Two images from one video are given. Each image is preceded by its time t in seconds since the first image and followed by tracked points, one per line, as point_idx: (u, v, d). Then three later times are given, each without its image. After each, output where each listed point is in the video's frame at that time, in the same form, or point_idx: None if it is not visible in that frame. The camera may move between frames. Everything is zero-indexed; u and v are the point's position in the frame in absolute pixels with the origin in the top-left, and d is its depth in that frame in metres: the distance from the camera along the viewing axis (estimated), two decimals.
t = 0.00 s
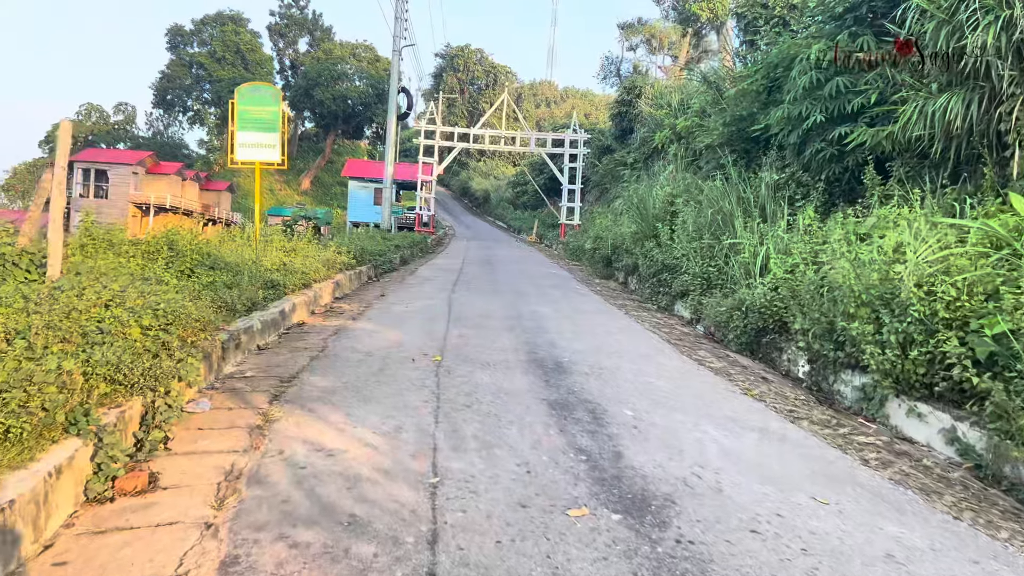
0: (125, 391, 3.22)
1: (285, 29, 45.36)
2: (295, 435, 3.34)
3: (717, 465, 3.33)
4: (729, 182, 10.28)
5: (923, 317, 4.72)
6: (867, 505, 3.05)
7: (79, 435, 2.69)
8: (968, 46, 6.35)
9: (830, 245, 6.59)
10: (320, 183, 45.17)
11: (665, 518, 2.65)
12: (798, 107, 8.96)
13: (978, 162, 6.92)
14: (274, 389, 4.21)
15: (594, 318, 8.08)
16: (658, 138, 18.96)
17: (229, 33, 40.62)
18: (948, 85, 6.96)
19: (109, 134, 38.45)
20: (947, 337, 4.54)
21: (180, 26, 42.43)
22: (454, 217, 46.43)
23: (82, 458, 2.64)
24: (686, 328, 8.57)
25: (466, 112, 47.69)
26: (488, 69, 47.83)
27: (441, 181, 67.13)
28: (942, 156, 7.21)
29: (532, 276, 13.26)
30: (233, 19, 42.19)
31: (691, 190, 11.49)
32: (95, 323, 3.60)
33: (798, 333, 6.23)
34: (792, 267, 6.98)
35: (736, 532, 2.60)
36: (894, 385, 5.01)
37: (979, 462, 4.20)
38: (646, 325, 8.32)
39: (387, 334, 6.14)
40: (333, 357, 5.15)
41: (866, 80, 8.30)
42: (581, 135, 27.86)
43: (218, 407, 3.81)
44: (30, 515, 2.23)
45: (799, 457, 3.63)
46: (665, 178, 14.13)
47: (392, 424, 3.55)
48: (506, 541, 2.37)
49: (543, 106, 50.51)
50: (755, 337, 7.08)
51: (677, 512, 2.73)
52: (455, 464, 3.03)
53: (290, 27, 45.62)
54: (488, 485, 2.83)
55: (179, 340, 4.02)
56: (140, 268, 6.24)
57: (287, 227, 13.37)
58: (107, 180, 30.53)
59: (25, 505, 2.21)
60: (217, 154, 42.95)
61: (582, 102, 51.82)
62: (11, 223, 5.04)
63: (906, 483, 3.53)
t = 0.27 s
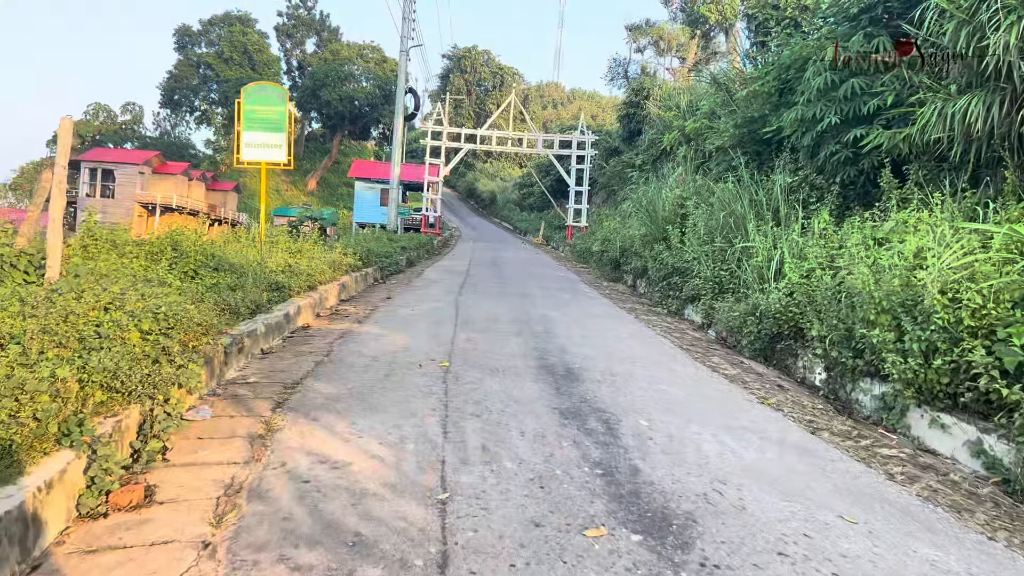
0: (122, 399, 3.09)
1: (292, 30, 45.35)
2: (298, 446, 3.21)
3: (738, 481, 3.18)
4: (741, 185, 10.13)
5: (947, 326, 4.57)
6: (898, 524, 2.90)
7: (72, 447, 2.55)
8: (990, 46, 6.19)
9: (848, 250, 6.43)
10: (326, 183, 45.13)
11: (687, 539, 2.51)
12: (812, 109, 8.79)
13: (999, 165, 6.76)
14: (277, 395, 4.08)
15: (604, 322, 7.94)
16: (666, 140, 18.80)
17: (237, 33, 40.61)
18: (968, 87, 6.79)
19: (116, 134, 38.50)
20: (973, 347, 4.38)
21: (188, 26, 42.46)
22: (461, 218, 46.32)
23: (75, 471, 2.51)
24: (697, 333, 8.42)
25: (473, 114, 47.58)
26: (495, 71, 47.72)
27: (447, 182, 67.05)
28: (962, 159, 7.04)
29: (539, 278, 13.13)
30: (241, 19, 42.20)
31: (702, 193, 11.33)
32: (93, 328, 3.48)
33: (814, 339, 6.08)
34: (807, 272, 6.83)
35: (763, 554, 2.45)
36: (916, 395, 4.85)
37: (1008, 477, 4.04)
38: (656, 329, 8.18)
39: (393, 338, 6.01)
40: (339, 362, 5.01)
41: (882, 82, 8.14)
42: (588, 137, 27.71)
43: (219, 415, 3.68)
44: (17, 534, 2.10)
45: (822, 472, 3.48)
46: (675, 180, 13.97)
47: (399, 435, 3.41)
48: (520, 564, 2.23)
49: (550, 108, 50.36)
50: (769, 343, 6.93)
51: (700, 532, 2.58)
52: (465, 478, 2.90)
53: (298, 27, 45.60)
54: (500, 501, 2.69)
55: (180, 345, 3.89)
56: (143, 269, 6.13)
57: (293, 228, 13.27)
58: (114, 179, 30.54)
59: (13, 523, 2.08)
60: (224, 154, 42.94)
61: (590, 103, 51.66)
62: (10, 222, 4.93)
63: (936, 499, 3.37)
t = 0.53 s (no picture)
0: (109, 405, 2.94)
1: (298, 30, 45.28)
2: (294, 454, 3.05)
3: (758, 493, 3.02)
4: (751, 184, 9.95)
5: (971, 330, 4.39)
6: (930, 541, 2.73)
7: (51, 457, 2.40)
8: (1011, 40, 6.00)
9: (864, 251, 6.25)
10: (331, 183, 45.05)
11: (707, 558, 2.35)
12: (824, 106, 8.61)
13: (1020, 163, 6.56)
14: (274, 400, 3.92)
15: (612, 324, 7.78)
16: (673, 139, 18.62)
17: (242, 32, 40.56)
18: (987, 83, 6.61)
19: (122, 133, 38.51)
20: (1000, 352, 4.19)
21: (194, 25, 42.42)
22: (465, 218, 46.16)
23: (54, 483, 2.36)
24: (707, 335, 8.25)
25: (478, 114, 47.47)
26: (500, 71, 47.56)
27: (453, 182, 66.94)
28: (981, 157, 6.85)
29: (546, 278, 12.96)
30: (246, 19, 42.13)
31: (710, 193, 11.15)
32: (81, 330, 3.33)
33: (829, 342, 5.90)
34: (821, 273, 6.65)
35: (789, 574, 2.29)
36: (937, 401, 4.67)
37: None
38: (664, 331, 8.01)
39: (397, 340, 5.85)
40: (340, 365, 4.86)
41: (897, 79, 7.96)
42: (594, 136, 27.54)
43: (213, 420, 3.52)
44: None
45: (845, 483, 3.31)
46: (682, 180, 13.79)
47: (399, 443, 3.25)
48: None
49: (556, 108, 50.18)
50: (782, 345, 6.76)
51: (720, 551, 2.42)
52: (469, 490, 2.74)
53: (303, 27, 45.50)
54: (507, 516, 2.53)
55: (173, 347, 3.74)
56: (140, 269, 5.99)
57: (296, 227, 13.13)
58: (119, 178, 30.49)
59: None
60: (229, 154, 42.88)
61: (595, 104, 51.47)
62: (3, 218, 4.80)
63: (966, 512, 3.20)
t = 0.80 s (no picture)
0: (96, 423, 2.79)
1: (302, 31, 45.20)
2: (290, 474, 2.89)
3: (781, 513, 2.84)
4: (761, 183, 9.77)
5: (998, 335, 4.21)
6: (967, 567, 2.55)
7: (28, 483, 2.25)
8: None
9: (881, 252, 6.07)
10: (336, 185, 44.97)
11: None
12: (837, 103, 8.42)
13: None
14: (272, 413, 3.77)
15: (620, 327, 7.61)
16: (680, 138, 18.44)
17: (246, 34, 40.50)
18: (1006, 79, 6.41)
19: (127, 136, 38.49)
20: None
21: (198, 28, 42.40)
22: (471, 219, 46.03)
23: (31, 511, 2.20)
24: (718, 339, 8.08)
25: (482, 114, 47.34)
26: (505, 71, 47.40)
27: (458, 183, 66.82)
28: (1000, 154, 6.66)
29: (552, 280, 12.80)
30: (250, 21, 42.07)
31: (719, 193, 10.98)
32: (69, 343, 3.18)
33: (846, 347, 5.72)
34: (837, 275, 6.47)
35: None
36: (962, 408, 4.49)
37: None
38: (674, 334, 7.84)
39: (400, 346, 5.69)
40: (341, 374, 4.71)
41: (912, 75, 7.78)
42: (600, 135, 27.37)
43: (207, 436, 3.37)
44: None
45: (872, 500, 3.14)
46: (690, 179, 13.60)
47: (400, 460, 3.09)
48: None
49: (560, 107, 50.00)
50: (796, 349, 6.58)
51: None
52: (475, 514, 2.57)
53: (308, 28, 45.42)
54: (516, 542, 2.37)
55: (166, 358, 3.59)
56: (139, 276, 5.85)
57: (300, 230, 13.00)
58: (124, 181, 30.45)
59: None
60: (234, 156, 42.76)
61: (600, 103, 51.26)
62: None
63: (1000, 531, 3.02)
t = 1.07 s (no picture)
0: (83, 433, 2.64)
1: (300, 30, 45.02)
2: (289, 484, 2.74)
3: (808, 520, 2.69)
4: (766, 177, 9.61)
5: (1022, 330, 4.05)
6: None
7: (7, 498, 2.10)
8: None
9: (894, 246, 5.91)
10: (336, 184, 44.82)
11: None
12: (845, 94, 8.22)
13: None
14: (270, 418, 3.62)
15: (627, 325, 7.46)
16: (682, 133, 18.27)
17: (244, 34, 40.33)
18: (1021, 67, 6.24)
19: (126, 138, 38.34)
20: None
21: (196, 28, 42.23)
22: (471, 217, 45.86)
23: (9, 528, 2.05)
24: (726, 336, 7.93)
25: (481, 112, 47.17)
26: (503, 68, 47.21)
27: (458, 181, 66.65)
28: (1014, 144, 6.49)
29: (555, 278, 12.65)
30: (248, 21, 41.89)
31: (724, 188, 10.82)
32: (56, 348, 3.03)
33: (861, 343, 5.56)
34: (849, 269, 6.31)
35: None
36: (984, 406, 4.33)
37: None
38: (682, 332, 7.69)
39: (403, 347, 5.53)
40: (343, 376, 4.56)
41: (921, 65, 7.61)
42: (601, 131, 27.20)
43: (202, 443, 3.22)
44: None
45: (900, 504, 2.99)
46: (694, 175, 13.44)
47: (405, 467, 2.94)
48: None
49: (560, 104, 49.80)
50: (808, 346, 6.43)
51: None
52: (486, 525, 2.43)
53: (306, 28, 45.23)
54: (530, 557, 2.22)
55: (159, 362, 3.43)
56: (133, 277, 5.70)
57: (300, 230, 12.85)
58: (122, 183, 30.30)
59: None
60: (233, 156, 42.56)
61: (600, 99, 51.06)
62: None
63: None
